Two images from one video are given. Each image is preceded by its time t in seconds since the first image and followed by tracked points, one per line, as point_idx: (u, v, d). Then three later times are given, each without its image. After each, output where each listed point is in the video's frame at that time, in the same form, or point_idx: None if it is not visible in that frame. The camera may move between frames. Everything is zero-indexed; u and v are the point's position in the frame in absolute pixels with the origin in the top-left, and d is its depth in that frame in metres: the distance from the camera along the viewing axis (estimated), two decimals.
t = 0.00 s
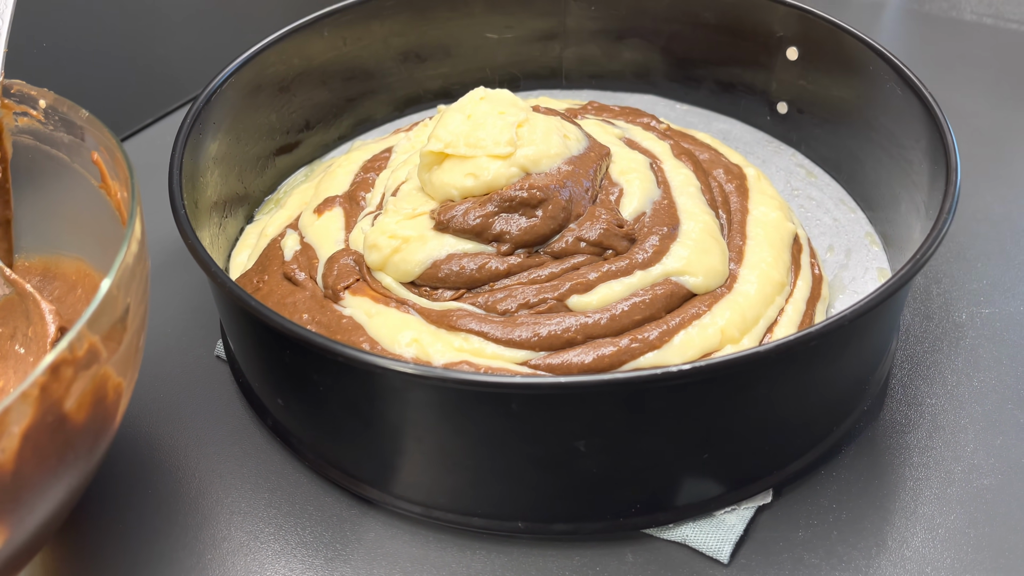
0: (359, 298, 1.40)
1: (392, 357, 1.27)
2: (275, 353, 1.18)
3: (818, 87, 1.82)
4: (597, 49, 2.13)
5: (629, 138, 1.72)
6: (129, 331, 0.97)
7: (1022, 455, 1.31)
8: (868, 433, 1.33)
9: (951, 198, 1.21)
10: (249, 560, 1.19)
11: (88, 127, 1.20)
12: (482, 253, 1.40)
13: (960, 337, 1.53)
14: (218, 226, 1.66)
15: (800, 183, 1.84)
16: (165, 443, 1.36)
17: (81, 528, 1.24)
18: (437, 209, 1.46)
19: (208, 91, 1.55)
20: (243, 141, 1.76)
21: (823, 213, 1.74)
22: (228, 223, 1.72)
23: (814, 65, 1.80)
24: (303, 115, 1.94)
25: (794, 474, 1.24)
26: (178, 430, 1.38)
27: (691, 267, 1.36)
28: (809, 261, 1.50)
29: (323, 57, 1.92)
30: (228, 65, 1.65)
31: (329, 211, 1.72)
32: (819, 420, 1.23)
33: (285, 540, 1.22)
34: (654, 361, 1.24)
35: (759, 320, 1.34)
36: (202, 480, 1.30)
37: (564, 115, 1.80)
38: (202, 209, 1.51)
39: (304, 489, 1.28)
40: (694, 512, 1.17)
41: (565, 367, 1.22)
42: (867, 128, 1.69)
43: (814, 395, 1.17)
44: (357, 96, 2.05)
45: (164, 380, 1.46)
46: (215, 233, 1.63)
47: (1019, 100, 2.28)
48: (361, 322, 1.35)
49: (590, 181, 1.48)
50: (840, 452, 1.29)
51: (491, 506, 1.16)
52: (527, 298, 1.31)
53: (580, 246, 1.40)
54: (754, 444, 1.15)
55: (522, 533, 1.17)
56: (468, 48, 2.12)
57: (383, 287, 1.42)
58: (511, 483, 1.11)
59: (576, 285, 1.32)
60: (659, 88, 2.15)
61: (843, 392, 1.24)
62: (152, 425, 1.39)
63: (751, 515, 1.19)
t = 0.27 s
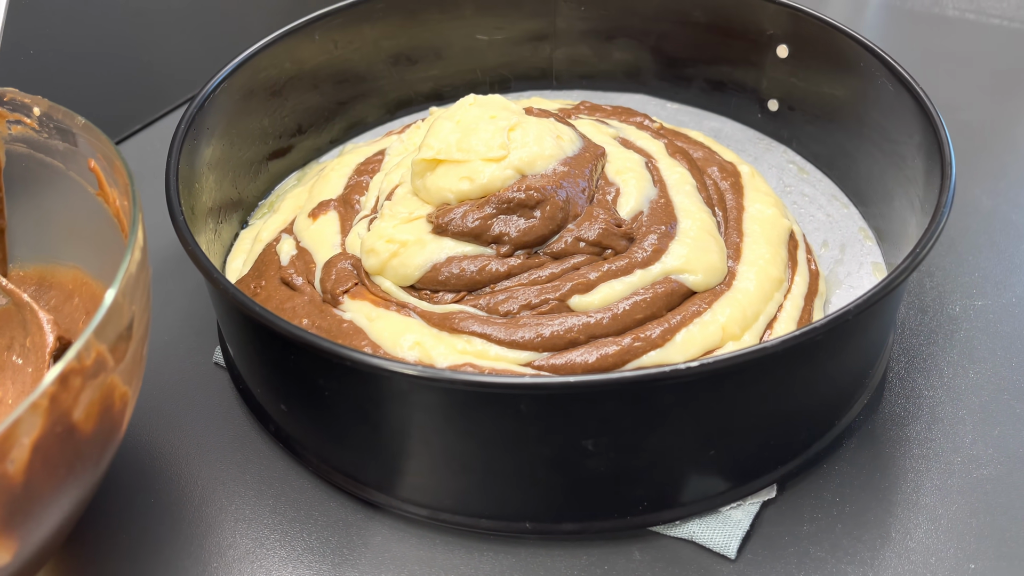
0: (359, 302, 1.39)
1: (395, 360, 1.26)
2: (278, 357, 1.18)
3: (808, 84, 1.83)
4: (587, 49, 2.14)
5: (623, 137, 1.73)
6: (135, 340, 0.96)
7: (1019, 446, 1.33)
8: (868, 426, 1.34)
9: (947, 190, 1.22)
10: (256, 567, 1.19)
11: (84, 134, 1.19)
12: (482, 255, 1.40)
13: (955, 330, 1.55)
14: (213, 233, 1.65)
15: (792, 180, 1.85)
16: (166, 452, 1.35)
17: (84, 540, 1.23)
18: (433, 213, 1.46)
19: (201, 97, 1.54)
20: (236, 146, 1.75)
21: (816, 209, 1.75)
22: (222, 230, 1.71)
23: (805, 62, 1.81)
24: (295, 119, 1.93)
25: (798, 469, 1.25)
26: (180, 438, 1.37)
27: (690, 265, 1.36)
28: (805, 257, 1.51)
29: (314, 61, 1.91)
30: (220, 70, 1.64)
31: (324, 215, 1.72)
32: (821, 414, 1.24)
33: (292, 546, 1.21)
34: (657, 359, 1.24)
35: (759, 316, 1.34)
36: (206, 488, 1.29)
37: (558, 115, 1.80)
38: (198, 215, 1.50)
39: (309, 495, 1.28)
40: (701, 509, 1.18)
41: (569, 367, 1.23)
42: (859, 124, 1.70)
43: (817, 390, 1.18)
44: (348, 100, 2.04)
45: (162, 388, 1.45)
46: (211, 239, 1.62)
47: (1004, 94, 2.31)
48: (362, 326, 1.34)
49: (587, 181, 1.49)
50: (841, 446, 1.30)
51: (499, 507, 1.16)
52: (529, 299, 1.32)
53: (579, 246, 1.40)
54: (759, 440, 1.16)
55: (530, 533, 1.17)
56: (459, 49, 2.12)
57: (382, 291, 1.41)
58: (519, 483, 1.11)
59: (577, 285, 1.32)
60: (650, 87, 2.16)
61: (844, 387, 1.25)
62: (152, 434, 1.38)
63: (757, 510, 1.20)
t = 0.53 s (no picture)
0: (360, 306, 1.38)
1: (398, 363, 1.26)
2: (283, 363, 1.17)
3: (800, 81, 1.84)
4: (578, 49, 2.14)
5: (618, 137, 1.73)
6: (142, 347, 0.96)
7: (1018, 435, 1.34)
8: (869, 419, 1.35)
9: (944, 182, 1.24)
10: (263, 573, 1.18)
11: (82, 141, 1.18)
12: (482, 257, 1.40)
13: (950, 322, 1.56)
14: (209, 238, 1.64)
15: (785, 176, 1.87)
16: (168, 460, 1.34)
17: (87, 550, 1.22)
18: (431, 216, 1.46)
19: (195, 101, 1.53)
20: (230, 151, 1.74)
21: (810, 205, 1.77)
22: (217, 235, 1.70)
23: (796, 60, 1.83)
24: (287, 123, 1.93)
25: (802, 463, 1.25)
26: (181, 445, 1.36)
27: (690, 263, 1.37)
28: (802, 253, 1.53)
29: (306, 64, 1.90)
30: (213, 74, 1.63)
31: (320, 219, 1.71)
32: (824, 409, 1.25)
33: (299, 552, 1.20)
34: (661, 357, 1.25)
35: (759, 312, 1.35)
36: (209, 495, 1.29)
37: (552, 115, 1.81)
38: (194, 220, 1.49)
39: (314, 500, 1.27)
40: (707, 505, 1.19)
41: (574, 367, 1.23)
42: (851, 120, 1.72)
43: (820, 384, 1.19)
44: (340, 103, 2.04)
45: (161, 396, 1.44)
46: (207, 245, 1.61)
47: (990, 89, 2.33)
48: (364, 330, 1.34)
49: (584, 180, 1.49)
50: (843, 439, 1.32)
51: (507, 508, 1.16)
52: (531, 300, 1.32)
53: (579, 246, 1.40)
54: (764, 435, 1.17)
55: (538, 533, 1.17)
56: (450, 51, 2.12)
57: (382, 294, 1.41)
58: (528, 484, 1.11)
59: (579, 285, 1.32)
60: (641, 86, 2.17)
61: (846, 381, 1.26)
62: (153, 442, 1.37)
63: (763, 505, 1.21)
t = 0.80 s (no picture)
0: (360, 310, 1.38)
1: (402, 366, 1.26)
2: (288, 368, 1.16)
3: (791, 78, 1.86)
4: (568, 49, 2.15)
5: (612, 136, 1.74)
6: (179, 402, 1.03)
7: (1015, 426, 1.36)
8: (868, 412, 1.37)
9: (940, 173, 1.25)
10: None
11: (150, 220, 1.15)
12: (482, 259, 1.40)
13: (945, 315, 1.58)
14: (205, 243, 1.63)
15: (778, 172, 1.88)
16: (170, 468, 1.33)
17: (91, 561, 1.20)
18: (428, 218, 1.46)
19: (189, 106, 1.52)
20: (224, 156, 1.73)
21: (803, 201, 1.78)
22: (212, 240, 1.69)
23: (786, 57, 1.84)
24: (279, 127, 1.92)
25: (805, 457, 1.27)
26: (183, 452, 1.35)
27: (690, 261, 1.37)
28: (799, 249, 1.54)
29: (297, 67, 1.89)
30: (205, 78, 1.61)
31: (315, 222, 1.70)
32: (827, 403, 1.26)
33: (306, 557, 1.20)
34: (664, 355, 1.25)
35: (759, 308, 1.36)
36: (213, 502, 1.28)
37: (545, 116, 1.81)
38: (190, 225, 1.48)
39: (320, 505, 1.26)
40: (713, 501, 1.19)
41: (578, 366, 1.23)
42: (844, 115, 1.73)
43: (823, 379, 1.20)
44: (332, 106, 2.03)
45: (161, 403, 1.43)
46: (203, 250, 1.60)
47: (973, 84, 2.36)
48: (365, 333, 1.33)
49: (580, 180, 1.49)
50: (844, 433, 1.33)
51: (514, 507, 1.16)
52: (533, 300, 1.32)
53: (579, 246, 1.41)
54: (769, 430, 1.18)
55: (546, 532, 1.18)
56: (440, 52, 2.12)
57: (382, 298, 1.40)
58: (536, 483, 1.11)
59: (581, 285, 1.33)
60: (631, 85, 2.18)
61: (847, 374, 1.27)
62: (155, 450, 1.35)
63: (768, 500, 1.22)
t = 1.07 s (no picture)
0: (361, 313, 1.37)
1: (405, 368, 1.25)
2: (294, 373, 1.16)
3: (782, 74, 1.87)
4: (559, 48, 2.15)
5: (607, 134, 1.74)
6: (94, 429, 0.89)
7: (1012, 415, 1.38)
8: (868, 405, 1.38)
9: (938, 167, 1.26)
10: None
11: (61, 211, 1.02)
12: (482, 260, 1.40)
13: (940, 307, 1.60)
14: (200, 249, 1.61)
15: (770, 169, 1.89)
16: (172, 476, 1.32)
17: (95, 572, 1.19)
18: (426, 221, 1.46)
19: (182, 110, 1.51)
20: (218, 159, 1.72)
21: (797, 196, 1.80)
22: (207, 245, 1.68)
23: (778, 54, 1.85)
24: (272, 130, 1.91)
25: (809, 451, 1.27)
26: (184, 459, 1.34)
27: (689, 259, 1.38)
28: (795, 244, 1.55)
29: (289, 70, 1.88)
30: (197, 83, 1.60)
31: (311, 225, 1.69)
32: (829, 396, 1.27)
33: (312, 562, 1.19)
34: (667, 352, 1.26)
35: (759, 304, 1.37)
36: (216, 509, 1.26)
37: (539, 115, 1.81)
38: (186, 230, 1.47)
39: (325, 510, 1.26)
40: (720, 497, 1.20)
41: (582, 365, 1.23)
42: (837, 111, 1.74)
43: (826, 374, 1.21)
44: (324, 108, 2.02)
45: (160, 411, 1.42)
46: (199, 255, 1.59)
47: (958, 78, 2.39)
48: (367, 336, 1.33)
49: (578, 179, 1.50)
50: (845, 426, 1.34)
51: (522, 507, 1.16)
52: (535, 300, 1.32)
53: (579, 245, 1.41)
54: (774, 426, 1.19)
55: (554, 532, 1.18)
56: (431, 53, 2.11)
57: (383, 301, 1.40)
58: (544, 484, 1.11)
59: (582, 284, 1.33)
60: (622, 83, 2.18)
61: (849, 368, 1.28)
62: (156, 459, 1.34)
63: (773, 495, 1.22)
